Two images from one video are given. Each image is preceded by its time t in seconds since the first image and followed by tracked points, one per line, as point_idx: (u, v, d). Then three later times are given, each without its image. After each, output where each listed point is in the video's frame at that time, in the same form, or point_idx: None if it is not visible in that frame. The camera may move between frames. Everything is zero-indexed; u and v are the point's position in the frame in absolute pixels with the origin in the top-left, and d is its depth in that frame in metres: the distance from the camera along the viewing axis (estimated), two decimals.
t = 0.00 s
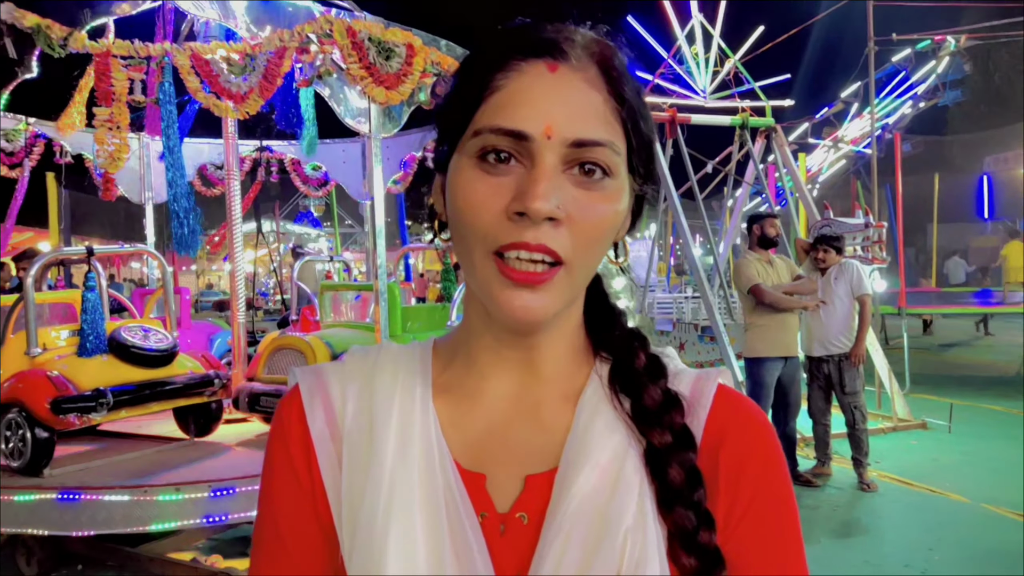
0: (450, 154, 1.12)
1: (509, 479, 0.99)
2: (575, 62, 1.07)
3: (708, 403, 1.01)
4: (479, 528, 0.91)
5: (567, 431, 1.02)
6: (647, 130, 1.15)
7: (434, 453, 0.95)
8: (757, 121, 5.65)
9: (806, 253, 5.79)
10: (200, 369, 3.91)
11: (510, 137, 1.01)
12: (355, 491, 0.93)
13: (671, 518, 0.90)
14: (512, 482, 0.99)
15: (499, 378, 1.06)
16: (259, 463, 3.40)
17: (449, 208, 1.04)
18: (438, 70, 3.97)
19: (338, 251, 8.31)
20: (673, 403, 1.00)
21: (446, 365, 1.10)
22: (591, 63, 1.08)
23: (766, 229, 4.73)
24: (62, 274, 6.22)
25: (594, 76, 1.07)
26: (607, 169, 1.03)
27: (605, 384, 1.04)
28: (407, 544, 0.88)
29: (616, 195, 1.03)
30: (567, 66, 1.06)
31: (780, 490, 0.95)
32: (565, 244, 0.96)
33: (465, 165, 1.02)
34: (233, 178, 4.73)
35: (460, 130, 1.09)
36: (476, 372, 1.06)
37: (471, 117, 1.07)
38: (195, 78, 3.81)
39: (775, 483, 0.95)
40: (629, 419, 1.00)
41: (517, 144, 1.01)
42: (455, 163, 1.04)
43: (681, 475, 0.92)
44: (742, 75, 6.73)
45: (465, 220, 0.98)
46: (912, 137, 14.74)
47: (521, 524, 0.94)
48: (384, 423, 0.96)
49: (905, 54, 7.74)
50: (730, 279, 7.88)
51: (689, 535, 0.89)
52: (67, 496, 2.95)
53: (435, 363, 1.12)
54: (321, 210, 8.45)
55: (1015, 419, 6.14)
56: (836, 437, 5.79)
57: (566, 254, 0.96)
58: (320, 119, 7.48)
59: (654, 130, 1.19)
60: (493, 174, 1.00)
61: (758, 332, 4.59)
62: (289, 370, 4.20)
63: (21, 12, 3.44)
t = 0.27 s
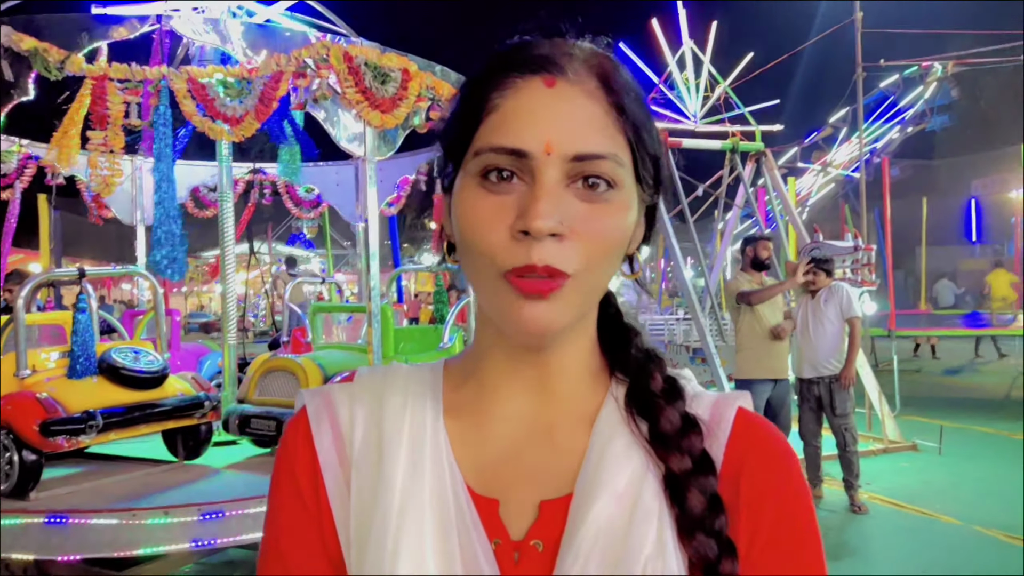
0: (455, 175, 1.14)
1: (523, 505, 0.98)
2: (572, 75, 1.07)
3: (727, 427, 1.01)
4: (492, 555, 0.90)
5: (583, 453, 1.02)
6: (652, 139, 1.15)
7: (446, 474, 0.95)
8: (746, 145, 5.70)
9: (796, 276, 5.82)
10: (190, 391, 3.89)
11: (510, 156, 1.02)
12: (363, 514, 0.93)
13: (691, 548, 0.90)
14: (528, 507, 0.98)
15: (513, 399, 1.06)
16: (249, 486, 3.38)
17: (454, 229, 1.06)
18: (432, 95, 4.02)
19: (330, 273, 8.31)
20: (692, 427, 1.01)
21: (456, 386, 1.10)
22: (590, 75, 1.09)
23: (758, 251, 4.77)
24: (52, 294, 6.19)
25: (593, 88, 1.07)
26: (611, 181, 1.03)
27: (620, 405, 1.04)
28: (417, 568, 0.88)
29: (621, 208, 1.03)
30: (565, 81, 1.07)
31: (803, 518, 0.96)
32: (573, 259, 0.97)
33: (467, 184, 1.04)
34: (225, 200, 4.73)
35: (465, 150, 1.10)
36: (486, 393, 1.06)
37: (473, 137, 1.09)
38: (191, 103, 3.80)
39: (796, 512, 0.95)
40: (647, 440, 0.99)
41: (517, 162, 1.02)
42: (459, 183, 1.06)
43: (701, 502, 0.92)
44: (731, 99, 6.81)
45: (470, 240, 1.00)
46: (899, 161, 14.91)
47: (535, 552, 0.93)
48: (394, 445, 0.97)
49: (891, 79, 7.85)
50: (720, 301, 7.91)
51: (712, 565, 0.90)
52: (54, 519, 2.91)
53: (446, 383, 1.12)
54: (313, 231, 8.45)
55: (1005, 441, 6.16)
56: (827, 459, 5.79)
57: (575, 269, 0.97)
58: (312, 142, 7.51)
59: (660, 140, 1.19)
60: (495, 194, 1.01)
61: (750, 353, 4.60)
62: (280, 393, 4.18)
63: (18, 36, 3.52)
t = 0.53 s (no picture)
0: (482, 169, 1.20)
1: (564, 509, 0.99)
2: (558, 60, 1.06)
3: (771, 447, 1.04)
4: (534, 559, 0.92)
5: (623, 458, 1.03)
6: (670, 106, 1.11)
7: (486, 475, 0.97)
8: (745, 146, 5.72)
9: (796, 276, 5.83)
10: (191, 393, 3.90)
11: (501, 150, 1.05)
12: (400, 513, 0.95)
13: None
14: (568, 513, 0.99)
15: (551, 400, 1.07)
16: (252, 488, 3.38)
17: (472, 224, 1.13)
18: (432, 97, 4.05)
19: (329, 275, 8.31)
20: (744, 453, 1.01)
21: (489, 380, 1.11)
22: (582, 52, 1.07)
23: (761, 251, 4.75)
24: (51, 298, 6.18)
25: (582, 72, 1.05)
26: (608, 166, 1.02)
27: (662, 421, 1.05)
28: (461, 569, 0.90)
29: (617, 193, 1.02)
30: (549, 68, 1.06)
31: (853, 545, 0.98)
32: (563, 250, 0.98)
33: (477, 183, 1.10)
34: (224, 203, 4.74)
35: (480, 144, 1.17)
36: (519, 392, 1.07)
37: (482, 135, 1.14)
38: (192, 105, 3.80)
39: (846, 538, 0.98)
40: (695, 462, 1.00)
41: (511, 156, 1.06)
42: (474, 182, 1.13)
43: (755, 536, 0.94)
44: (729, 100, 6.82)
45: (477, 236, 1.06)
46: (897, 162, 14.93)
47: (578, 558, 0.95)
48: (430, 444, 0.97)
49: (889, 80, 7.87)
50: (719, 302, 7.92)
51: None
52: (57, 522, 2.92)
53: (477, 376, 1.12)
54: (312, 233, 8.45)
55: (1004, 440, 6.17)
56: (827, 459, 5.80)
57: (565, 260, 0.98)
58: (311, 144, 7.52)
59: (685, 103, 1.14)
60: (494, 190, 1.07)
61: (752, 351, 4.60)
62: (282, 395, 4.18)
63: (18, 40, 3.57)
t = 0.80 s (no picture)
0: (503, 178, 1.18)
1: (608, 517, 0.98)
2: (569, 69, 1.02)
3: (814, 457, 1.04)
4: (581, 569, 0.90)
5: (668, 465, 1.02)
6: (692, 97, 1.07)
7: (530, 479, 0.94)
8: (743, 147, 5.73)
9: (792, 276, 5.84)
10: (188, 395, 3.89)
11: (520, 167, 1.03)
12: (442, 520, 0.91)
13: None
14: (612, 520, 0.97)
15: (591, 406, 1.05)
16: (248, 489, 3.38)
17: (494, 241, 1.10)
18: (429, 98, 4.06)
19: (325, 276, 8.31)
20: (791, 466, 1.01)
21: (525, 382, 1.08)
22: (594, 54, 1.04)
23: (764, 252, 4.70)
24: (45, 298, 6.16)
25: (594, 77, 1.01)
26: (631, 172, 0.99)
27: (708, 433, 1.03)
28: None
29: (646, 196, 0.99)
30: (560, 75, 1.02)
31: (893, 553, 1.00)
32: (591, 266, 0.96)
33: (498, 202, 1.07)
34: (220, 203, 4.72)
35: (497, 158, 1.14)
36: (558, 397, 1.05)
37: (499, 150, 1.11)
38: (189, 106, 3.76)
39: (890, 547, 1.00)
40: (742, 473, 0.99)
41: (530, 170, 1.03)
42: (494, 199, 1.10)
43: (807, 550, 0.95)
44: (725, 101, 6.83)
45: (504, 255, 1.05)
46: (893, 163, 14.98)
47: (623, 567, 0.93)
48: (471, 449, 0.94)
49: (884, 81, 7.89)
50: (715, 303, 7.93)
51: None
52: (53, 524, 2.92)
53: (512, 378, 1.09)
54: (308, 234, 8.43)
55: (999, 440, 6.19)
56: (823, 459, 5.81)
57: (593, 274, 0.96)
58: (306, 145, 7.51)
59: (708, 91, 1.11)
60: (515, 206, 1.04)
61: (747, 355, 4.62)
62: (279, 396, 4.18)
63: (14, 40, 3.51)
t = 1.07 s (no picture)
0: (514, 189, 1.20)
1: (627, 523, 0.98)
2: (580, 78, 1.02)
3: (837, 463, 1.05)
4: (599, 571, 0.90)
5: (690, 471, 1.03)
6: (703, 102, 1.08)
7: (548, 481, 0.95)
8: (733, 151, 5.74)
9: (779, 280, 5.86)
10: (173, 396, 3.85)
11: (533, 180, 1.04)
12: (459, 521, 0.93)
13: None
14: (632, 526, 0.98)
15: (611, 413, 1.06)
16: (234, 491, 3.35)
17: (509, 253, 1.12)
18: (419, 100, 4.06)
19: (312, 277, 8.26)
20: (812, 470, 1.02)
21: (547, 388, 1.10)
22: (601, 63, 1.05)
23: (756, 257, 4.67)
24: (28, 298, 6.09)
25: (605, 84, 1.02)
26: (647, 181, 1.00)
27: (728, 438, 1.04)
28: None
29: (662, 204, 1.00)
30: (572, 85, 1.02)
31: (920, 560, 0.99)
32: (608, 277, 0.97)
33: (513, 216, 1.09)
34: (206, 203, 4.68)
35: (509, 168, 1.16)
36: (579, 403, 1.07)
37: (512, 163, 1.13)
38: (179, 106, 3.77)
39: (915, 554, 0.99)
40: (762, 479, 1.00)
41: (545, 183, 1.04)
42: (509, 212, 1.11)
43: (829, 557, 0.95)
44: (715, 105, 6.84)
45: (521, 267, 1.06)
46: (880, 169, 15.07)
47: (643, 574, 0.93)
48: (491, 450, 0.96)
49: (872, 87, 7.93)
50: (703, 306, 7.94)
51: None
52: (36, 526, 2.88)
53: (535, 384, 1.11)
54: (295, 235, 8.38)
55: (984, 445, 6.23)
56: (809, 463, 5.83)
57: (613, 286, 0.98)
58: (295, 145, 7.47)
59: (718, 94, 1.11)
60: (529, 218, 1.06)
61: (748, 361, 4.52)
62: (266, 397, 4.15)
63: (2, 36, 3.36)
